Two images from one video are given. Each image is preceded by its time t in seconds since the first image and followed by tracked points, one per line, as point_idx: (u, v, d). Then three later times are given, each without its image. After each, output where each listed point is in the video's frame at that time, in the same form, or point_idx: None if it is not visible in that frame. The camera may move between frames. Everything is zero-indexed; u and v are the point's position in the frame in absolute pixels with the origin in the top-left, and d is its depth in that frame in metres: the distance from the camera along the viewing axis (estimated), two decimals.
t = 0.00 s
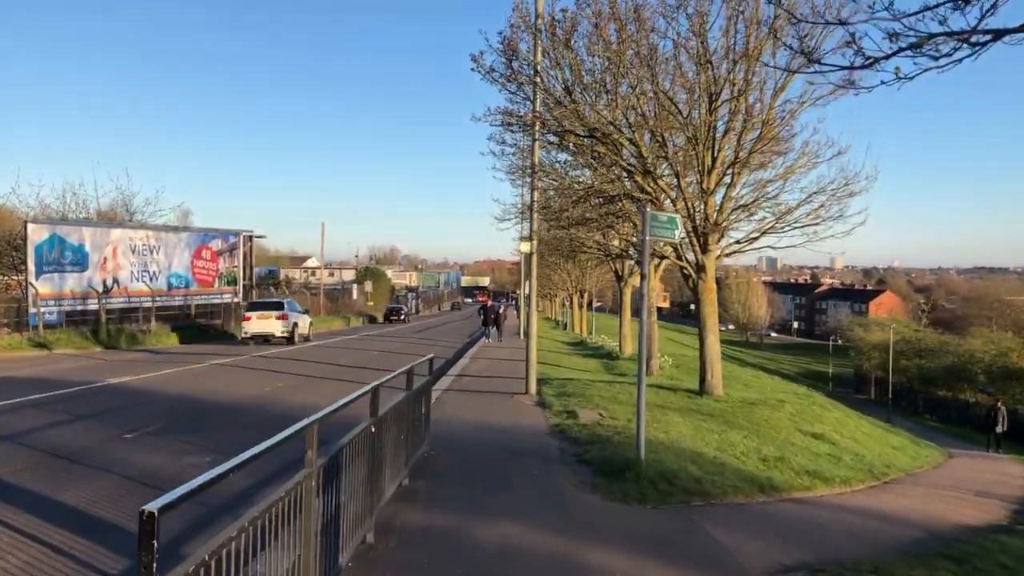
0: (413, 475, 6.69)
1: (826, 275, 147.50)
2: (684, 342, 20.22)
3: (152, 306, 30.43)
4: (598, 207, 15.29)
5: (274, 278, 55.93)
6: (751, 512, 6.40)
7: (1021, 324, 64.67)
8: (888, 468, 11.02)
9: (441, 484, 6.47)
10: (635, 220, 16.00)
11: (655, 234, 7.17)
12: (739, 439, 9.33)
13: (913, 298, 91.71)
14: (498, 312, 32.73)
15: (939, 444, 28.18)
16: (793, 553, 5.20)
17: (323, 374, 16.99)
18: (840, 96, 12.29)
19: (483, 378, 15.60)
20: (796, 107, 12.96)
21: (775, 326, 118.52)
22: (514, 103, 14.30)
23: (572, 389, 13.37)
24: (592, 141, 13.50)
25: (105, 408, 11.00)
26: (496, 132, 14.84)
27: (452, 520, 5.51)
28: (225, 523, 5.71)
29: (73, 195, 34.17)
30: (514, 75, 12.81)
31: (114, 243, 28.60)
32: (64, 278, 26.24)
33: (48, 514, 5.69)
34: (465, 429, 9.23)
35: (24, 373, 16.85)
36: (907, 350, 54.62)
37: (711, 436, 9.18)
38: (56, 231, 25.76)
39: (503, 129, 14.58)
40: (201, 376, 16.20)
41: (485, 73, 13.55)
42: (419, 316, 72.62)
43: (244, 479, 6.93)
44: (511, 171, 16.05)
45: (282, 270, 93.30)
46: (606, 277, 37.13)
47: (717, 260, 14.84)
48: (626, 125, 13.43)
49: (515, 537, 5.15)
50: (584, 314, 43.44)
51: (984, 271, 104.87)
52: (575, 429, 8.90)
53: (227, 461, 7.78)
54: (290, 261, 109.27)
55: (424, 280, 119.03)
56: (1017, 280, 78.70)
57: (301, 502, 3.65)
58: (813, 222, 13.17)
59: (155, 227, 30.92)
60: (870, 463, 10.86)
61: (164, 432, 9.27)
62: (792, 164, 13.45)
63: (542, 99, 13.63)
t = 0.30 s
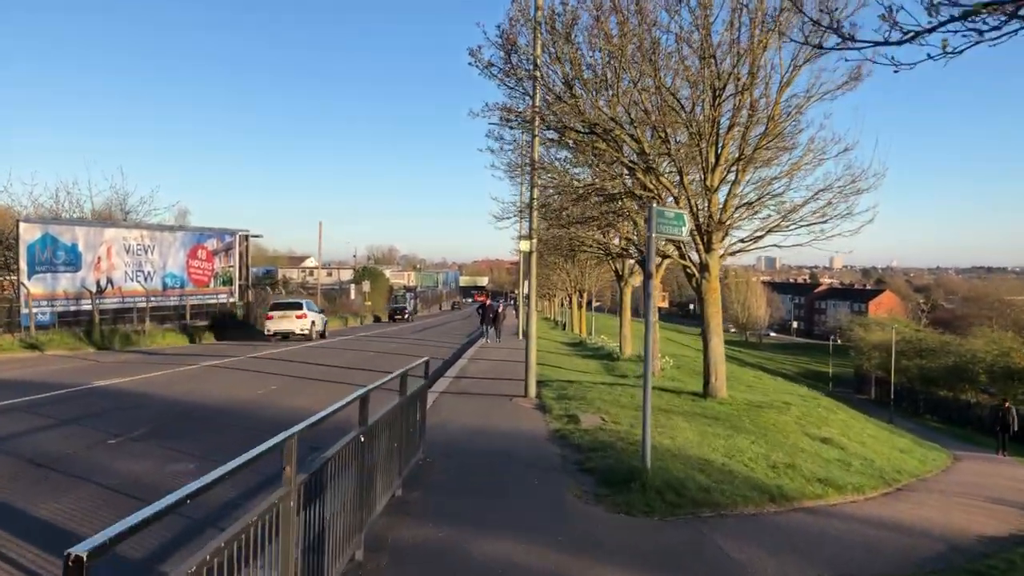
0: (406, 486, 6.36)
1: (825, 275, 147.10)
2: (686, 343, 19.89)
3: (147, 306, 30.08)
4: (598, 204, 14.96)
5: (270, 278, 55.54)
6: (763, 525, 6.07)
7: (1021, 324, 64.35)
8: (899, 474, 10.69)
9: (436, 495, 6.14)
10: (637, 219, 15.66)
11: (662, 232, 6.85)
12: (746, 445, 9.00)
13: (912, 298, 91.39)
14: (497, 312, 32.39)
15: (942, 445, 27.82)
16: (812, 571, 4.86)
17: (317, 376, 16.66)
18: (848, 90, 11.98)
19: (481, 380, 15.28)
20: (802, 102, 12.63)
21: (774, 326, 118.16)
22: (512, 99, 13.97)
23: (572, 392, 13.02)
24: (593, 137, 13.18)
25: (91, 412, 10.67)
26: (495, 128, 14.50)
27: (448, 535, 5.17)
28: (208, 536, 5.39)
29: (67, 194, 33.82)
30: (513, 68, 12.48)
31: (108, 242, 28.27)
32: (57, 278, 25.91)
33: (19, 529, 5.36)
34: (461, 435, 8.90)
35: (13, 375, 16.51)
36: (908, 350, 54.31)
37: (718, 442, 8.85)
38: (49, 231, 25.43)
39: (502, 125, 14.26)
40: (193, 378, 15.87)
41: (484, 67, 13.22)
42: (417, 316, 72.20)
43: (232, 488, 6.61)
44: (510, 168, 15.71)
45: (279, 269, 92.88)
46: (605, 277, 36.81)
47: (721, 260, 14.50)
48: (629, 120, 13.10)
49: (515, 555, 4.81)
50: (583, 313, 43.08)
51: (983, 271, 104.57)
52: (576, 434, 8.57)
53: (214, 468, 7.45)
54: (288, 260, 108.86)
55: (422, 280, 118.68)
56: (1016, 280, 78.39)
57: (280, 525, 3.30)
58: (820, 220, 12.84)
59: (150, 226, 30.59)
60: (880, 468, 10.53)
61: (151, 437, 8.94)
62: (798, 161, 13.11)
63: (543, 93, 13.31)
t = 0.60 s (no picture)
0: (399, 497, 6.02)
1: (824, 275, 146.80)
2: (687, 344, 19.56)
3: (140, 307, 29.71)
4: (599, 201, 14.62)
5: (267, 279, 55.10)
6: (777, 538, 5.73)
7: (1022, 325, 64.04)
8: (910, 479, 10.35)
9: (432, 507, 5.80)
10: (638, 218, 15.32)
11: (668, 227, 6.52)
12: (754, 451, 8.65)
13: (911, 299, 91.07)
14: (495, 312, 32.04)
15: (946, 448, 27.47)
16: None
17: (311, 378, 16.31)
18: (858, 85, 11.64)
19: (479, 382, 14.93)
20: (808, 97, 12.27)
21: (773, 327, 117.81)
22: (511, 93, 13.62)
23: (573, 394, 12.67)
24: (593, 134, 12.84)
25: (75, 416, 10.32)
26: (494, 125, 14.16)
27: (442, 552, 4.82)
28: (185, 552, 5.03)
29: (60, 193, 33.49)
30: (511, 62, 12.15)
31: (101, 242, 27.91)
32: (49, 278, 25.55)
33: None
34: (457, 441, 8.55)
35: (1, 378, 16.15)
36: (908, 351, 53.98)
37: (725, 448, 8.50)
38: (40, 230, 25.06)
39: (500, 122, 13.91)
40: (184, 380, 15.51)
41: (482, 61, 12.88)
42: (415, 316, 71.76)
43: (214, 501, 6.26)
44: (509, 164, 15.36)
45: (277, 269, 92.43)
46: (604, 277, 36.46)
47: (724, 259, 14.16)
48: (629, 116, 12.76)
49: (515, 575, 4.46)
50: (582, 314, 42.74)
51: (982, 271, 104.30)
52: (577, 440, 8.24)
53: (197, 477, 7.11)
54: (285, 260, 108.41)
55: (420, 280, 118.32)
56: (1015, 279, 78.06)
57: (251, 554, 2.94)
58: (826, 218, 12.49)
59: (144, 226, 30.23)
60: (890, 474, 10.19)
61: (134, 443, 8.59)
62: (804, 157, 12.75)
63: (542, 89, 12.96)
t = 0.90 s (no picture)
0: (393, 505, 5.68)
1: (822, 275, 146.58)
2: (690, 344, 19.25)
3: (134, 306, 29.36)
4: (600, 197, 14.29)
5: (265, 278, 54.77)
6: (793, 549, 5.41)
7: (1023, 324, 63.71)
8: (923, 483, 10.02)
9: (429, 517, 5.46)
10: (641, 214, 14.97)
11: (677, 219, 6.20)
12: (763, 455, 8.34)
13: (910, 298, 90.75)
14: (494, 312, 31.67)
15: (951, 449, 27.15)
16: None
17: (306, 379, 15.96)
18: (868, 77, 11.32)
19: (478, 383, 14.59)
20: (817, 88, 11.93)
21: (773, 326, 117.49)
22: (510, 87, 13.27)
23: (574, 395, 12.33)
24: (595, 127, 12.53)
25: (60, 418, 9.99)
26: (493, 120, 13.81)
27: (438, 567, 4.49)
28: (163, 566, 4.69)
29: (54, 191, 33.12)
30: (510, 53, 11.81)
31: (95, 240, 27.55)
32: (41, 277, 25.20)
33: None
34: (455, 444, 8.22)
35: None
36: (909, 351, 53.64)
37: (733, 451, 8.18)
38: (33, 228, 24.70)
39: (500, 116, 13.58)
40: (177, 381, 15.17)
41: (481, 53, 12.54)
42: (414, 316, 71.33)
43: (198, 508, 5.93)
44: (508, 160, 15.03)
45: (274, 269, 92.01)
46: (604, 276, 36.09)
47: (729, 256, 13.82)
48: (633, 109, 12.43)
49: None
50: (582, 314, 42.37)
51: (981, 271, 104.03)
52: (580, 444, 7.91)
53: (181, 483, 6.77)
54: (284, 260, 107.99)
55: (418, 280, 117.99)
56: (1015, 279, 77.80)
57: None
58: (834, 214, 12.16)
59: (138, 224, 29.87)
60: (903, 478, 9.85)
61: (118, 447, 8.25)
62: (812, 150, 12.41)
63: (543, 82, 12.63)
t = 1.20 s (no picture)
0: (384, 520, 5.40)
1: (821, 275, 146.36)
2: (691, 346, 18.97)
3: (128, 307, 29.05)
4: (601, 197, 14.00)
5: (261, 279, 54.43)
6: (807, 568, 5.12)
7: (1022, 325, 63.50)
8: (933, 491, 9.73)
9: (422, 534, 5.18)
10: (641, 215, 14.68)
11: (683, 220, 5.92)
12: (769, 463, 8.06)
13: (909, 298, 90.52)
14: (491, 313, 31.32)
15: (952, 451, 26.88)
16: None
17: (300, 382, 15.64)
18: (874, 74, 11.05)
19: (475, 386, 14.29)
20: (822, 85, 11.65)
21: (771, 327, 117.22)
22: (508, 84, 12.98)
23: (573, 399, 12.05)
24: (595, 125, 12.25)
25: (44, 424, 9.68)
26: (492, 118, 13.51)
27: None
28: None
29: (47, 191, 32.79)
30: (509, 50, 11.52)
31: (89, 241, 27.23)
32: (34, 278, 24.90)
33: None
34: (451, 452, 7.93)
35: None
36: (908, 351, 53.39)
37: (739, 460, 7.89)
38: (26, 229, 24.38)
39: (498, 114, 13.29)
40: (167, 384, 14.85)
41: (479, 50, 12.26)
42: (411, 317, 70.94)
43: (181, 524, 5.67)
44: (506, 159, 14.74)
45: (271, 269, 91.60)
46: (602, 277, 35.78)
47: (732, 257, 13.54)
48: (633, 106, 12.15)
49: None
50: (580, 314, 42.06)
51: (980, 271, 103.61)
52: (581, 452, 7.62)
53: (164, 495, 6.48)
54: (281, 260, 107.60)
55: (415, 280, 117.74)
56: (1013, 279, 77.63)
57: None
58: (839, 214, 11.87)
59: (133, 224, 29.56)
60: (914, 486, 9.56)
61: (101, 455, 7.95)
62: (817, 148, 12.11)
63: (542, 78, 12.34)
